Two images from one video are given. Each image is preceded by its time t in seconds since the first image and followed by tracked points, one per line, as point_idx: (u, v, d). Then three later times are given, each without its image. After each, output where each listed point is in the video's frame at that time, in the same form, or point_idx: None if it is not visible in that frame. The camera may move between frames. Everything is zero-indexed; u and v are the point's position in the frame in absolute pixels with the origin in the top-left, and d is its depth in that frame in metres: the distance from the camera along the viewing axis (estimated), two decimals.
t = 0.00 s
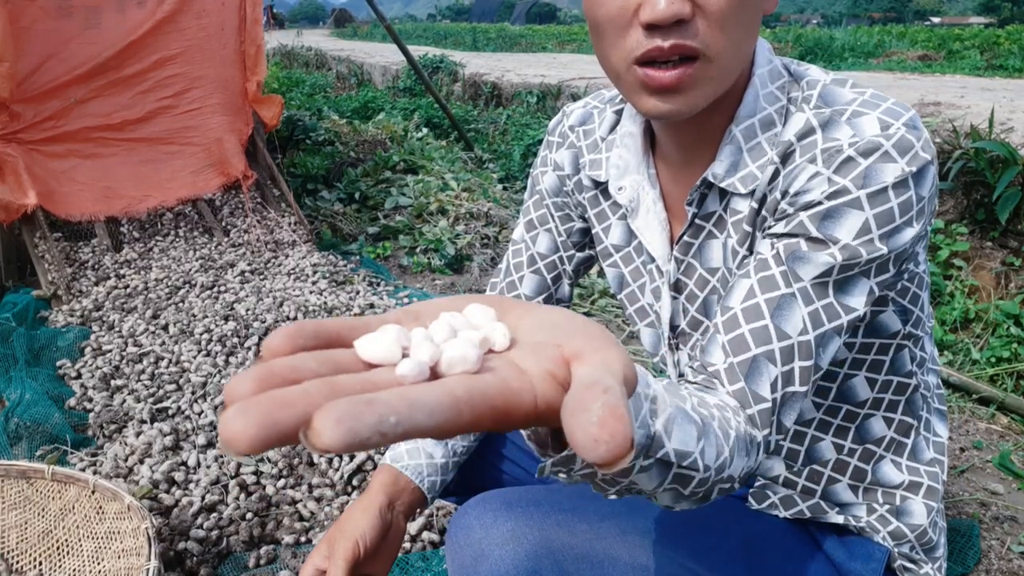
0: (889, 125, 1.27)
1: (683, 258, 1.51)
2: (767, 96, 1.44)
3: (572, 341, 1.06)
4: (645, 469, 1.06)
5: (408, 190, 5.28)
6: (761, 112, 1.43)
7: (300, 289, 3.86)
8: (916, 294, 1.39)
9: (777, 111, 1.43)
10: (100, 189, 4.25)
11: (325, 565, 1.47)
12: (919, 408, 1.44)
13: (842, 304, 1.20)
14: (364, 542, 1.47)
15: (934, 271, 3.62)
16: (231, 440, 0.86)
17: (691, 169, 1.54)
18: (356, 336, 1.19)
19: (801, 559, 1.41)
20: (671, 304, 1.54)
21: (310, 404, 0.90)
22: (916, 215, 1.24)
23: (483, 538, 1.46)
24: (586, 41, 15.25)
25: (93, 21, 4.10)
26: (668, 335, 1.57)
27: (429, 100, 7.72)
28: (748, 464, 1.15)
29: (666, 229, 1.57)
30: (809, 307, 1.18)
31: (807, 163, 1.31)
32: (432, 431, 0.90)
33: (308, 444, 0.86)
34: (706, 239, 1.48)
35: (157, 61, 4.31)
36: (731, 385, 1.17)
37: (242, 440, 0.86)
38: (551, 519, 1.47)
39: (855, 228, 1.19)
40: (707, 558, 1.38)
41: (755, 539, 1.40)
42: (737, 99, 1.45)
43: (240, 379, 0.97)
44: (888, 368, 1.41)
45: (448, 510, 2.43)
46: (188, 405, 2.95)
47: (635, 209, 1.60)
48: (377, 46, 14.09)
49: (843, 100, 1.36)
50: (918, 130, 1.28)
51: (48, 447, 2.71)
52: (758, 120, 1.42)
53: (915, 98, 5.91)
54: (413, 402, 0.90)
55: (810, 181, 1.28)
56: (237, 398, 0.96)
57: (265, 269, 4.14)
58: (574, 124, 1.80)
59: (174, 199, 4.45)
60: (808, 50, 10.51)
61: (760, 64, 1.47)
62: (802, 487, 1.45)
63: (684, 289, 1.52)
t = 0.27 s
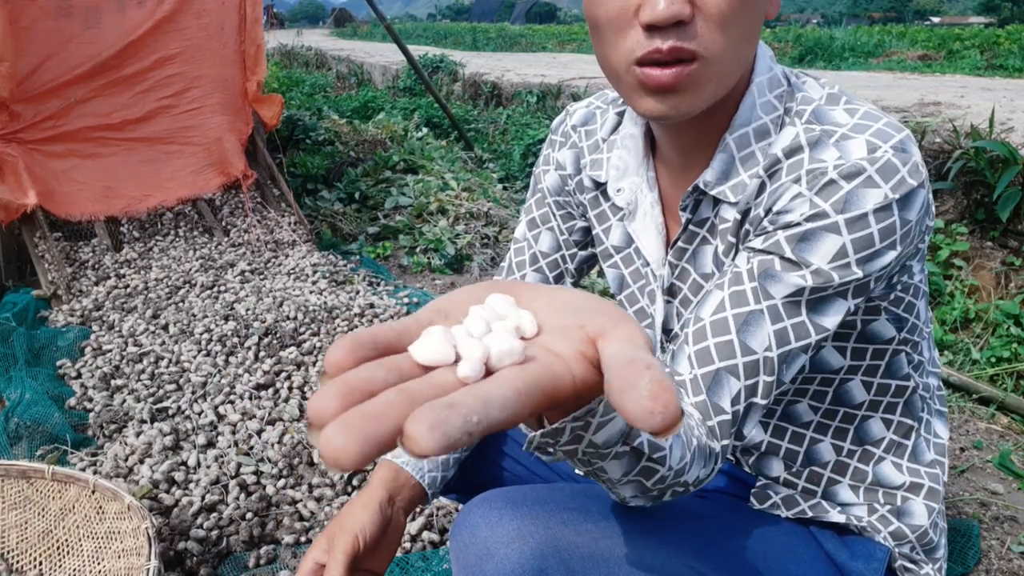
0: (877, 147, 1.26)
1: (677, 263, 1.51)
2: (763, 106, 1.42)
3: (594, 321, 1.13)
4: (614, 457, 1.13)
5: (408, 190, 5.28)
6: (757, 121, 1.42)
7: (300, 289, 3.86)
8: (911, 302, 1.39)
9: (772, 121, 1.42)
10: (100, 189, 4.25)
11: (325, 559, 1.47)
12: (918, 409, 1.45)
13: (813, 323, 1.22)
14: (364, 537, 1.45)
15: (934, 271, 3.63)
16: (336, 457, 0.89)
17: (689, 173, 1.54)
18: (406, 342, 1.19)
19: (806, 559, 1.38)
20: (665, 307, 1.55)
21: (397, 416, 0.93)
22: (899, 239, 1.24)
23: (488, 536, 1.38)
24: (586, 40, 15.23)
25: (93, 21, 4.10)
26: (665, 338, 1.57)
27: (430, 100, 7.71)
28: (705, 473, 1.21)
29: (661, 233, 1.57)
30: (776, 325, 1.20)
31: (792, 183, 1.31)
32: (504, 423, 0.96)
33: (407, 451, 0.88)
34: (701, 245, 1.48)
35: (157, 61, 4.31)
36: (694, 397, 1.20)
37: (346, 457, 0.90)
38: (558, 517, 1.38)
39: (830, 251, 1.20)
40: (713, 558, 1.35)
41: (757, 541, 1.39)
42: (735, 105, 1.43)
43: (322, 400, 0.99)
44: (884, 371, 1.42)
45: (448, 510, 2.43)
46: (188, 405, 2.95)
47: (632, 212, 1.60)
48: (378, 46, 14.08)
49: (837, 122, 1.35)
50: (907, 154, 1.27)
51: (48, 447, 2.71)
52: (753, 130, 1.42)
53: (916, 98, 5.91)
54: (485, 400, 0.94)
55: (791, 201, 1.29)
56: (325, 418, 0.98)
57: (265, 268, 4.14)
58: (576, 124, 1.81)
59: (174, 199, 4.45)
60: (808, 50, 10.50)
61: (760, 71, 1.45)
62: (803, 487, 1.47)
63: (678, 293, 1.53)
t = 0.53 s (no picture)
0: (880, 156, 1.26)
1: (679, 267, 1.52)
2: (766, 110, 1.42)
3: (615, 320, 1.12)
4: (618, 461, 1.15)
5: (408, 190, 5.28)
6: (760, 126, 1.41)
7: (300, 289, 3.85)
8: (914, 307, 1.38)
9: (775, 126, 1.42)
10: (100, 189, 4.25)
11: (325, 564, 1.48)
12: (922, 411, 1.45)
13: (813, 332, 1.23)
14: (364, 541, 1.46)
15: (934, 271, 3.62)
16: (386, 481, 0.89)
17: (692, 177, 1.54)
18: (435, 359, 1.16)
19: (809, 559, 1.38)
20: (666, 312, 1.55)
21: (442, 436, 0.93)
22: (902, 248, 1.24)
23: (493, 535, 1.38)
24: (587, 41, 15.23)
25: (93, 21, 4.10)
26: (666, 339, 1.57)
27: (429, 100, 7.71)
28: (702, 480, 1.26)
29: (664, 237, 1.57)
30: (775, 335, 1.20)
31: (793, 191, 1.31)
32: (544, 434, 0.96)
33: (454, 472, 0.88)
34: (703, 249, 1.48)
35: (157, 61, 4.30)
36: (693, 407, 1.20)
37: (394, 479, 0.89)
38: (563, 517, 1.38)
39: (831, 261, 1.20)
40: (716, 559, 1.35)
41: (762, 543, 1.39)
42: (738, 109, 1.43)
43: (361, 422, 0.99)
44: (888, 375, 1.41)
45: (449, 509, 2.43)
46: (188, 405, 2.95)
47: (634, 215, 1.60)
48: (378, 46, 14.08)
49: (839, 127, 1.34)
50: (909, 162, 1.26)
51: (48, 447, 2.71)
52: (756, 134, 1.41)
53: (916, 98, 5.90)
54: (524, 413, 0.95)
55: (792, 210, 1.28)
56: (366, 441, 0.98)
57: (265, 268, 4.14)
58: (579, 125, 1.81)
59: (174, 199, 4.45)
60: (808, 50, 10.50)
61: (763, 75, 1.45)
62: (807, 488, 1.48)
63: (679, 298, 1.53)
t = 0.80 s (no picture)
0: (881, 162, 1.26)
1: (681, 270, 1.51)
2: (769, 115, 1.42)
3: (602, 340, 1.14)
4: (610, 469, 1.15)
5: (408, 190, 5.28)
6: (763, 131, 1.41)
7: (300, 289, 3.86)
8: (917, 310, 1.38)
9: (777, 130, 1.42)
10: (100, 189, 4.25)
11: (323, 565, 1.49)
12: (925, 414, 1.44)
13: (812, 339, 1.23)
14: (363, 543, 1.46)
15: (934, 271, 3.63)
16: (355, 501, 0.91)
17: (693, 182, 1.54)
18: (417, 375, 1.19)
19: (807, 560, 1.38)
20: (668, 315, 1.54)
21: (412, 458, 0.95)
22: (902, 256, 1.24)
23: (491, 532, 1.38)
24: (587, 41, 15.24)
25: (93, 21, 4.10)
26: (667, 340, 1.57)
27: (430, 100, 7.72)
28: (699, 487, 1.23)
29: (666, 240, 1.57)
30: (773, 342, 1.21)
31: (794, 197, 1.31)
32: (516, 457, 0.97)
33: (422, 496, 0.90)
34: (705, 253, 1.48)
35: (157, 61, 4.30)
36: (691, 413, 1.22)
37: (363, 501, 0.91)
38: (560, 515, 1.38)
39: (830, 269, 1.21)
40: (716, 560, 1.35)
41: (761, 543, 1.39)
42: (740, 114, 1.43)
43: (335, 442, 1.00)
44: (890, 379, 1.41)
45: (449, 510, 2.43)
46: (188, 405, 2.95)
47: (636, 218, 1.60)
48: (378, 46, 14.09)
49: (840, 133, 1.34)
50: (911, 168, 1.26)
51: (48, 447, 2.71)
52: (758, 139, 1.41)
53: (916, 98, 5.91)
54: (496, 438, 0.96)
55: (792, 215, 1.29)
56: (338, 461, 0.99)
57: (265, 269, 4.14)
58: (581, 126, 1.81)
59: (174, 199, 4.45)
60: (808, 50, 10.51)
61: (766, 79, 1.45)
62: (808, 490, 1.48)
63: (681, 301, 1.52)
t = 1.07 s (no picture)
0: (880, 163, 1.26)
1: (680, 272, 1.52)
2: (768, 116, 1.42)
3: (587, 339, 1.14)
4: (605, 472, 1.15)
5: (408, 190, 5.28)
6: (762, 131, 1.41)
7: (300, 289, 3.86)
8: (917, 311, 1.38)
9: (777, 131, 1.42)
10: (100, 189, 4.25)
11: (320, 565, 1.49)
12: (925, 415, 1.44)
13: (811, 341, 1.23)
14: (360, 543, 1.48)
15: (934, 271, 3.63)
16: (323, 455, 0.90)
17: (693, 182, 1.54)
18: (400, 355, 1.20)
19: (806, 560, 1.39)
20: (667, 316, 1.55)
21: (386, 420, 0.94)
22: (901, 257, 1.24)
23: (490, 532, 1.38)
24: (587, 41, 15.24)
25: (93, 21, 4.11)
26: (666, 340, 1.58)
27: (430, 100, 7.72)
28: (697, 489, 1.23)
29: (666, 241, 1.57)
30: (772, 344, 1.22)
31: (793, 198, 1.31)
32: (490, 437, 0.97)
33: (390, 461, 0.90)
34: (704, 255, 1.48)
35: (157, 61, 4.31)
36: (690, 414, 1.22)
37: (332, 452, 0.90)
38: (559, 516, 1.37)
39: (829, 270, 1.21)
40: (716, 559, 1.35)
41: (760, 543, 1.39)
42: (740, 115, 1.43)
43: (312, 398, 1.00)
44: (890, 380, 1.41)
45: (449, 510, 2.43)
46: (188, 405, 2.95)
47: (635, 219, 1.60)
48: (378, 46, 14.10)
49: (839, 133, 1.34)
50: (910, 169, 1.26)
51: (48, 447, 2.71)
52: (757, 140, 1.41)
53: (916, 98, 5.91)
54: (471, 413, 0.95)
55: (791, 217, 1.29)
56: (312, 419, 0.98)
57: (265, 269, 4.14)
58: (580, 127, 1.81)
59: (174, 199, 4.45)
60: (808, 50, 10.51)
61: (766, 80, 1.45)
62: (808, 490, 1.48)
63: (680, 302, 1.53)
